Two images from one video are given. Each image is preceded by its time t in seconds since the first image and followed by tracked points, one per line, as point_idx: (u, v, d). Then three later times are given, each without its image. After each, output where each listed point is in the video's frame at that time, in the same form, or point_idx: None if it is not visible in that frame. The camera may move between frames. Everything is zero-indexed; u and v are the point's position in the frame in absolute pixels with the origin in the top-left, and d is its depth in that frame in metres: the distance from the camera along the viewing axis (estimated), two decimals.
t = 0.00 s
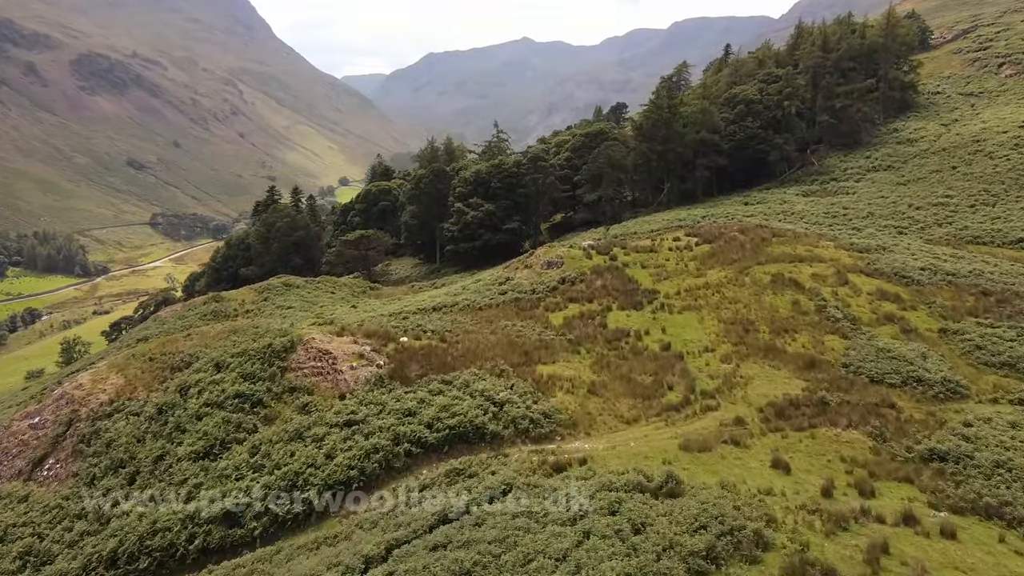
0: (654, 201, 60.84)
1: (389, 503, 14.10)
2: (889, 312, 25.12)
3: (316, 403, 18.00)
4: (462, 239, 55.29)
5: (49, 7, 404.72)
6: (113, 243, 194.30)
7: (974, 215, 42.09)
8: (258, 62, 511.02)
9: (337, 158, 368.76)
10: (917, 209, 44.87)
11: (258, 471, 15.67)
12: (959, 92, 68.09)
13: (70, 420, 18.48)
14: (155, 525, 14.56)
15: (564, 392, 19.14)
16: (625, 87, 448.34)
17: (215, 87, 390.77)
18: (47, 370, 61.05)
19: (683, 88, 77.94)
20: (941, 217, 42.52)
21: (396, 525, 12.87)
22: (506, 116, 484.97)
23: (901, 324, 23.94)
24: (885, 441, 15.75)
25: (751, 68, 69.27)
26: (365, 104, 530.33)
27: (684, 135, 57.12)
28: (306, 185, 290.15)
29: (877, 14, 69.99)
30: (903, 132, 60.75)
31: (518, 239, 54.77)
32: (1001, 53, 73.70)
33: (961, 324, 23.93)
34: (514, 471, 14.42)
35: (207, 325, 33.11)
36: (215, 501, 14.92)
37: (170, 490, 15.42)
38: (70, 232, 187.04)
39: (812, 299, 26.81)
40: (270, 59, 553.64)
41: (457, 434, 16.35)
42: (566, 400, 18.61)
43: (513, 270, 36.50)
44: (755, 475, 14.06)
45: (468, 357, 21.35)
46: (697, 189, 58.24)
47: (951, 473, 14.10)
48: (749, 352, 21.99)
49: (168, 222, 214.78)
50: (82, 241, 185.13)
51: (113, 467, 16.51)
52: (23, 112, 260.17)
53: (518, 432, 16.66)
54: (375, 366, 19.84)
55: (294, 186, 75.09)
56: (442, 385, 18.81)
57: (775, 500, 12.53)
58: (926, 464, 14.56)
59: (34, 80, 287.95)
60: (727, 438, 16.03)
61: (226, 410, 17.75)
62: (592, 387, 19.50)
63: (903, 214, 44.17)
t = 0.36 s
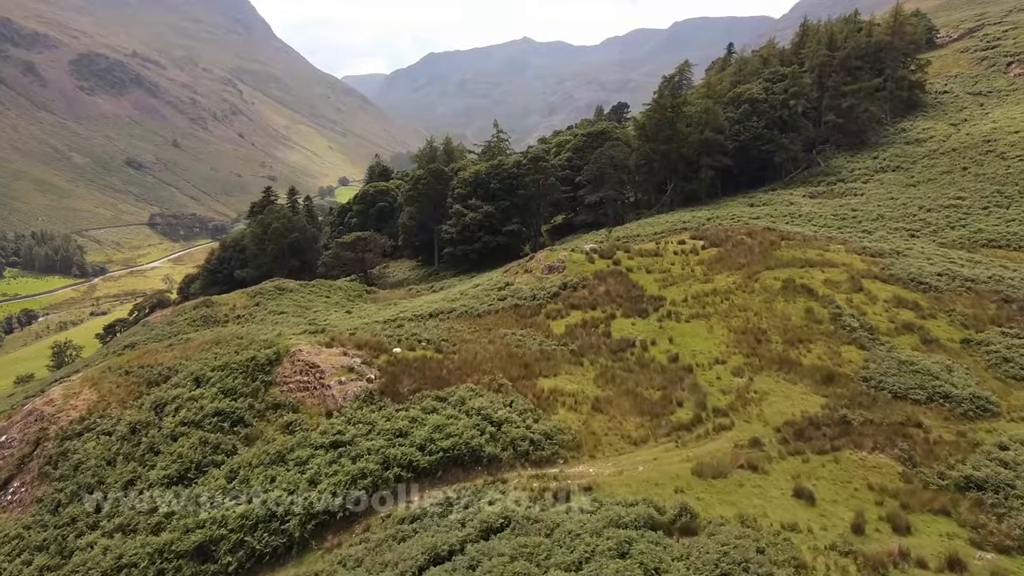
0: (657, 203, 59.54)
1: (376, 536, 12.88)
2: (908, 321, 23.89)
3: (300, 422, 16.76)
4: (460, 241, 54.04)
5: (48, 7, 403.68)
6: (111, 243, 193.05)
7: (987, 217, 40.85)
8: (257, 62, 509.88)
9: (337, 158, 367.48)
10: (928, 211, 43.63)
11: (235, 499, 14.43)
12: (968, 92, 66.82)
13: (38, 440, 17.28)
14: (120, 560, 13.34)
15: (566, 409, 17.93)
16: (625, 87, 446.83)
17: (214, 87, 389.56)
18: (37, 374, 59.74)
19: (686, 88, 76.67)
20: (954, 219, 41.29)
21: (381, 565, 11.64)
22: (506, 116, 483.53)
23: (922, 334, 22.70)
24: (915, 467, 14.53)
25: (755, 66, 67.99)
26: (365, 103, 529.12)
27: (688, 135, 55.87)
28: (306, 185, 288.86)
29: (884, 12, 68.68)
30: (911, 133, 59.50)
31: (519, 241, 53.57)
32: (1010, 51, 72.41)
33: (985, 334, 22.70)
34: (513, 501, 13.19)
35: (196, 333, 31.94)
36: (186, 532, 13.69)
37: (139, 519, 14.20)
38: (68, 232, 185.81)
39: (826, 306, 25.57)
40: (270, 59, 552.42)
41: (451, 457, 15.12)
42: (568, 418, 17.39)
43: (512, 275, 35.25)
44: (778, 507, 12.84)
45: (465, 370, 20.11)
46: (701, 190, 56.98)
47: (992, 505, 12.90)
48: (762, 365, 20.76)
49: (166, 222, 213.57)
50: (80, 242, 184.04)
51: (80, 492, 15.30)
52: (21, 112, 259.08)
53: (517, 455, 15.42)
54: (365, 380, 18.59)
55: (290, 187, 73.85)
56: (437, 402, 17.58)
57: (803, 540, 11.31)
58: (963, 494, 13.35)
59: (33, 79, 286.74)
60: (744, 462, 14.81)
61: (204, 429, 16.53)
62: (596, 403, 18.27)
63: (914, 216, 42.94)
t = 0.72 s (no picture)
0: (661, 204, 58.20)
1: None
2: (930, 332, 22.61)
3: (282, 445, 15.48)
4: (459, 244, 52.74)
5: (48, 6, 402.62)
6: (109, 243, 191.79)
7: (1003, 220, 39.56)
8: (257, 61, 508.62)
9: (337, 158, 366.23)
10: (941, 213, 42.35)
11: (206, 533, 13.14)
12: (976, 91, 65.57)
13: None
14: None
15: (569, 430, 16.64)
16: (626, 88, 445.63)
17: (214, 87, 388.29)
18: (27, 378, 58.44)
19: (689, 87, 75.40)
20: (968, 222, 40.03)
21: None
22: (507, 116, 482.17)
23: (945, 346, 21.44)
24: (953, 498, 13.26)
25: (760, 66, 66.77)
26: (365, 103, 527.87)
27: (692, 135, 54.63)
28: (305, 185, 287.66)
29: (892, 9, 67.42)
30: (919, 132, 58.27)
31: (519, 243, 52.25)
32: (1019, 50, 71.16)
33: (1012, 346, 21.42)
34: (511, 540, 11.90)
35: (183, 342, 30.69)
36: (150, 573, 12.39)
37: (100, 556, 12.91)
38: (65, 232, 184.54)
39: (842, 315, 24.30)
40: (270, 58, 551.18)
41: (444, 486, 13.82)
42: (572, 440, 16.09)
43: (512, 281, 33.99)
44: (806, 549, 11.57)
45: (461, 387, 18.83)
46: (705, 191, 55.72)
47: None
48: (778, 379, 19.48)
49: (165, 223, 212.53)
50: (78, 242, 182.73)
51: (39, 524, 14.06)
52: (20, 112, 257.79)
53: (517, 483, 14.12)
54: (353, 399, 17.32)
55: (287, 187, 72.57)
56: (430, 423, 16.30)
57: None
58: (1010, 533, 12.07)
59: (32, 79, 285.68)
60: (765, 492, 13.54)
61: (177, 453, 15.24)
62: (602, 422, 16.98)
63: (927, 219, 41.66)
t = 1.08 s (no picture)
0: (665, 204, 56.58)
1: None
2: (957, 344, 21.27)
3: (259, 472, 14.14)
4: (459, 246, 51.46)
5: (47, 6, 401.50)
6: (107, 243, 190.37)
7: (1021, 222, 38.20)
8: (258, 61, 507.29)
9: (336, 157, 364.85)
10: (956, 216, 41.00)
11: None
12: (987, 90, 64.18)
13: None
14: None
15: (574, 454, 15.32)
16: (627, 87, 444.08)
17: (214, 86, 387.01)
18: (15, 384, 57.00)
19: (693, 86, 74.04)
20: (983, 224, 38.70)
21: None
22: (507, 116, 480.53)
23: (974, 359, 20.11)
24: (1001, 538, 11.93)
25: (765, 64, 65.36)
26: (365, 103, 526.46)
27: (696, 135, 53.41)
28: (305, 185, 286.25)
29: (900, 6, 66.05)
30: (929, 132, 56.93)
31: (519, 245, 50.81)
32: None
33: None
34: None
35: (167, 352, 29.39)
36: None
37: None
38: (63, 232, 183.15)
39: (861, 325, 22.93)
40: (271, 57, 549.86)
41: (436, 523, 12.47)
42: (577, 466, 14.77)
43: (512, 286, 32.64)
44: None
45: (456, 406, 17.50)
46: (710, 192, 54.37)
47: None
48: (798, 397, 18.13)
49: (164, 223, 211.27)
50: (76, 242, 181.45)
51: None
52: (18, 111, 256.64)
53: (517, 519, 12.77)
54: (339, 420, 15.99)
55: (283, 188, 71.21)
56: (422, 448, 14.96)
57: None
58: None
59: (30, 78, 284.45)
60: (792, 530, 12.21)
61: (144, 483, 13.91)
62: (609, 446, 15.65)
63: (941, 221, 40.28)
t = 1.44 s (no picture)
0: (670, 206, 54.85)
1: None
2: (988, 357, 19.91)
3: (232, 506, 12.78)
4: (458, 248, 50.23)
5: (47, 5, 400.33)
6: (105, 243, 188.87)
7: None
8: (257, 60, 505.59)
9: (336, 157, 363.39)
10: (972, 218, 39.61)
11: None
12: (998, 88, 62.75)
13: None
14: None
15: (580, 484, 13.97)
16: (627, 87, 442.34)
17: (213, 85, 385.56)
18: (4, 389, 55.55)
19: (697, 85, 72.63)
20: (1001, 227, 37.31)
21: None
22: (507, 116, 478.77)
23: (1008, 376, 18.76)
24: None
25: (771, 62, 63.93)
26: (365, 102, 524.81)
27: (702, 135, 52.14)
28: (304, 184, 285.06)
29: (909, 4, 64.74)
30: (939, 131, 55.57)
31: (520, 248, 49.55)
32: None
33: None
34: None
35: (151, 363, 28.19)
36: None
37: None
38: (61, 232, 181.76)
39: (883, 336, 21.58)
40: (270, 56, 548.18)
41: (426, 568, 11.10)
42: (583, 497, 13.44)
43: (512, 292, 31.32)
44: None
45: (452, 427, 16.14)
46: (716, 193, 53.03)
47: None
48: (821, 418, 16.74)
49: (162, 223, 210.00)
50: (74, 242, 180.07)
51: None
52: (17, 110, 255.24)
53: (517, 563, 11.39)
54: (322, 445, 14.62)
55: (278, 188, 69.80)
56: (411, 479, 13.60)
57: None
58: None
59: (29, 77, 283.13)
60: None
61: (105, 521, 12.65)
62: (617, 474, 14.31)
63: (957, 224, 38.90)
